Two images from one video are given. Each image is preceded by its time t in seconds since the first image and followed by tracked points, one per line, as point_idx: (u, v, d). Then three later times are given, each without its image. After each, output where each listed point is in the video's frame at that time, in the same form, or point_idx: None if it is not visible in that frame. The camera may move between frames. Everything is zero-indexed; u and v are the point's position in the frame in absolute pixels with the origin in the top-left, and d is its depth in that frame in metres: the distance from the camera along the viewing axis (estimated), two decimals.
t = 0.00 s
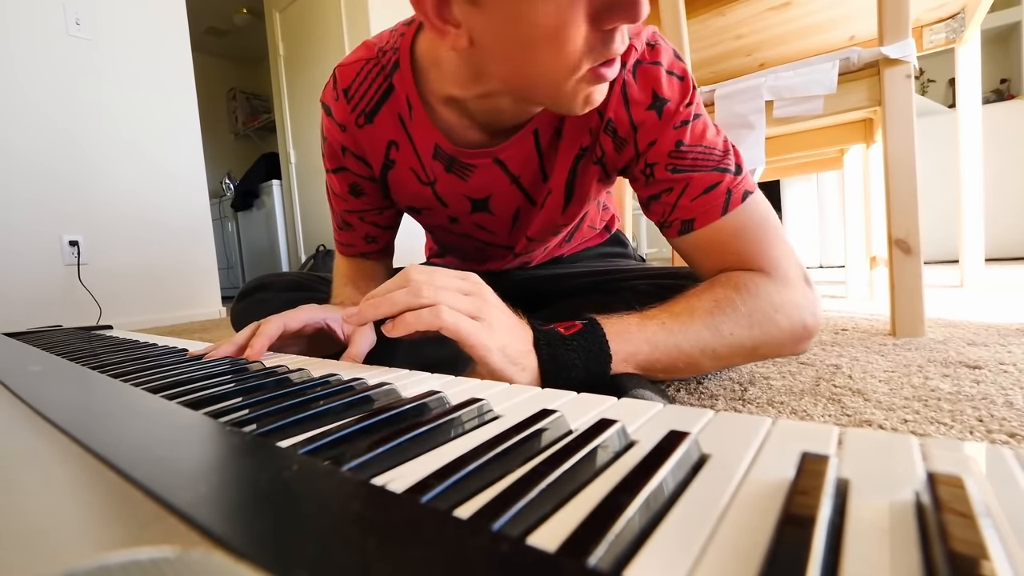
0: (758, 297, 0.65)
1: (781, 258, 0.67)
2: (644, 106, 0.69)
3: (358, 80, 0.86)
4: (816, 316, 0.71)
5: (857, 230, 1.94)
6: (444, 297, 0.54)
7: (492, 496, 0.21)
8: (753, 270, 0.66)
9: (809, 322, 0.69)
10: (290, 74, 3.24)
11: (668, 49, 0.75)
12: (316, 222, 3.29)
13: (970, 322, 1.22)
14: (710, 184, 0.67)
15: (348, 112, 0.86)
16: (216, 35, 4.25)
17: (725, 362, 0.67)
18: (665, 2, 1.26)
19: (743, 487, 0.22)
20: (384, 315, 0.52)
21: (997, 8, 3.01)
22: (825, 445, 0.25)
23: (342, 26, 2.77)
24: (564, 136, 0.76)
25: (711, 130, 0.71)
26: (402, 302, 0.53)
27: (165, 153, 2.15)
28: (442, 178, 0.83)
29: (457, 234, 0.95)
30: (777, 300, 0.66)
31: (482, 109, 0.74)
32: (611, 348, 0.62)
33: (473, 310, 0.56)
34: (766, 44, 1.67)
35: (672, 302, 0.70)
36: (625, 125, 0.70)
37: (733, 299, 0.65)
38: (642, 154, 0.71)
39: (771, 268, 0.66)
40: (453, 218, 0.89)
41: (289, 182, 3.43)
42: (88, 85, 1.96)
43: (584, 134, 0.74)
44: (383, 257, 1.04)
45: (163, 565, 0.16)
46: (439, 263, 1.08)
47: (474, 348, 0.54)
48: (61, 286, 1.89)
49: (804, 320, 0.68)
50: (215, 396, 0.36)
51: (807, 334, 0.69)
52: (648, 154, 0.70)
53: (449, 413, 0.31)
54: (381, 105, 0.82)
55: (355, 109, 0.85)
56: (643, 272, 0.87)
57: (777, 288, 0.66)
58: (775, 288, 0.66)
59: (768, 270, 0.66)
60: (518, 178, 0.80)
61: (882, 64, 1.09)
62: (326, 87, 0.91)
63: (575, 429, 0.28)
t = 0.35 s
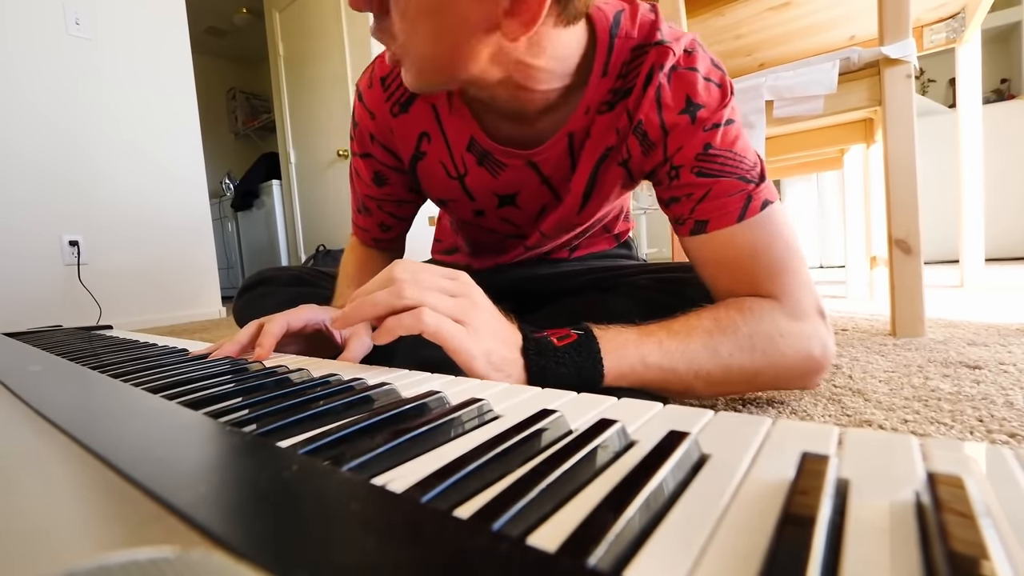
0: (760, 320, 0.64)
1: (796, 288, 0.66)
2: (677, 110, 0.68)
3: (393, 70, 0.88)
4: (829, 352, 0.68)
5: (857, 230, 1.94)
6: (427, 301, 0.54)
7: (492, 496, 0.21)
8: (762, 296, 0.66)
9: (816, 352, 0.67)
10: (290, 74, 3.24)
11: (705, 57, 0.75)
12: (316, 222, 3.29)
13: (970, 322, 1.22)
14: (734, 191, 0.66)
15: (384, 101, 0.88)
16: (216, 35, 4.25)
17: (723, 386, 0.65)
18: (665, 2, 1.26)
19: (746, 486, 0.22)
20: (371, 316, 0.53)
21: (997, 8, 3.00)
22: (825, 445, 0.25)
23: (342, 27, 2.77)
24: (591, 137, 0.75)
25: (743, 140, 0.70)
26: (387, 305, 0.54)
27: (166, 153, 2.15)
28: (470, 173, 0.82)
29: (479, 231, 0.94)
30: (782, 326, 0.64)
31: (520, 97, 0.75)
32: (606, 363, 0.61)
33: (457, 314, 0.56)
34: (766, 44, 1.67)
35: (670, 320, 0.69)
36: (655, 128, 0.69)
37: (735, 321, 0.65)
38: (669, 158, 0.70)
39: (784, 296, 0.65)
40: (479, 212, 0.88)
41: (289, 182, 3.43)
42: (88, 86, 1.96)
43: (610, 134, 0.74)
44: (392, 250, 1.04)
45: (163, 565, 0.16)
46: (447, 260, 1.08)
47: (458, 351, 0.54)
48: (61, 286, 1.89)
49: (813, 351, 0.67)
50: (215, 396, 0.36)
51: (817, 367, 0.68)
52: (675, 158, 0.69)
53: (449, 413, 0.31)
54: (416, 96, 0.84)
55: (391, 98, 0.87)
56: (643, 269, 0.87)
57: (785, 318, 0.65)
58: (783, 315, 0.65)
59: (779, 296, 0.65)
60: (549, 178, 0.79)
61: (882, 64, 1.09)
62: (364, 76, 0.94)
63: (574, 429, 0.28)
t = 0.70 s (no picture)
0: (759, 319, 0.64)
1: (790, 289, 0.66)
2: (652, 128, 0.69)
3: (367, 76, 0.87)
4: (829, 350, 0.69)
5: (857, 230, 1.94)
6: (429, 297, 0.54)
7: (493, 496, 0.21)
8: (758, 298, 0.66)
9: (818, 352, 0.67)
10: (290, 75, 3.24)
11: (676, 69, 0.75)
12: (316, 222, 3.29)
13: (970, 322, 1.22)
14: (714, 204, 0.66)
15: (356, 108, 0.87)
16: (216, 35, 4.26)
17: (727, 387, 0.65)
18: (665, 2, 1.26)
19: (742, 487, 0.22)
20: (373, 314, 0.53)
21: (998, 8, 3.00)
22: (825, 445, 0.25)
23: (342, 27, 2.77)
24: (570, 154, 0.75)
25: (721, 149, 0.70)
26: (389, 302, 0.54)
27: (166, 154, 2.15)
28: (443, 180, 0.83)
29: (459, 244, 0.94)
30: (784, 328, 0.65)
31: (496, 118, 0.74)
32: (608, 363, 0.60)
33: (458, 309, 0.56)
34: (766, 44, 1.67)
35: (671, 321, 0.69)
36: (632, 147, 0.70)
37: (734, 320, 0.65)
38: (649, 174, 0.70)
39: (780, 298, 0.66)
40: (450, 224, 0.89)
41: (289, 182, 3.43)
42: (88, 86, 1.96)
43: (588, 154, 0.74)
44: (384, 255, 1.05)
45: (163, 565, 0.16)
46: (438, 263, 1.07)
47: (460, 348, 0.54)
48: (61, 286, 1.89)
49: (812, 351, 0.67)
50: (215, 396, 0.36)
51: (818, 367, 0.68)
52: (654, 175, 0.69)
53: (449, 413, 0.31)
54: (389, 103, 0.84)
55: (363, 105, 0.86)
56: (644, 270, 0.87)
57: (784, 318, 0.65)
58: (787, 317, 0.65)
59: (779, 297, 0.66)
60: (516, 192, 0.80)
61: (882, 63, 1.09)
62: (337, 80, 0.93)
63: (575, 429, 0.28)
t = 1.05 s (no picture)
0: (777, 333, 0.64)
1: (813, 310, 0.66)
2: (661, 146, 0.68)
3: (377, 87, 0.87)
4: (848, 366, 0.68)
5: (857, 230, 1.94)
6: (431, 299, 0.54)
7: (492, 496, 0.21)
8: (779, 313, 0.66)
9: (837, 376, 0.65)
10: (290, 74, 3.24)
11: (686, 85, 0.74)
12: (316, 222, 3.28)
13: (970, 322, 1.22)
14: (724, 222, 0.66)
15: (366, 118, 0.87)
16: (216, 35, 4.25)
17: (736, 399, 0.64)
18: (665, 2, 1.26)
19: (743, 488, 0.22)
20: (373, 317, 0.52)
21: (997, 8, 3.00)
22: (825, 445, 0.25)
23: (342, 27, 2.77)
24: (579, 168, 0.75)
25: (732, 167, 0.69)
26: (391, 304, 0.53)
27: (166, 154, 2.15)
28: (453, 190, 0.83)
29: (468, 247, 0.95)
30: (800, 345, 0.64)
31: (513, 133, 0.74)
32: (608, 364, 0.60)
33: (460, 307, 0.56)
34: (766, 44, 1.67)
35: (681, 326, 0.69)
36: (640, 163, 0.69)
37: (751, 333, 0.64)
38: (659, 192, 0.70)
39: (801, 317, 0.66)
40: (460, 230, 0.90)
41: (289, 182, 3.43)
42: (88, 86, 1.96)
43: (597, 168, 0.74)
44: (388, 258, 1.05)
45: (163, 565, 0.16)
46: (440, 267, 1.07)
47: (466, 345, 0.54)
48: (61, 286, 1.89)
49: (834, 375, 0.65)
50: (215, 396, 0.36)
51: (840, 391, 0.65)
52: (663, 192, 0.69)
53: (449, 413, 0.31)
54: (399, 114, 0.83)
55: (372, 116, 0.86)
56: (644, 271, 0.87)
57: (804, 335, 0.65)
58: (805, 335, 0.65)
59: (796, 316, 0.66)
60: (529, 203, 0.80)
61: (882, 64, 1.09)
62: (347, 88, 0.93)
63: (575, 429, 0.28)
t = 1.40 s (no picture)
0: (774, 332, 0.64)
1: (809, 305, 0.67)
2: (644, 144, 0.66)
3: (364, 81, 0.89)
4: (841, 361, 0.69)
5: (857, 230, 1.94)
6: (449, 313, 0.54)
7: (492, 497, 0.21)
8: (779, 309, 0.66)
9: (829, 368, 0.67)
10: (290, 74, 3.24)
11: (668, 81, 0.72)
12: (316, 222, 3.29)
13: (970, 322, 1.22)
14: (712, 222, 0.64)
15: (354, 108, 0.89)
16: (216, 35, 4.25)
17: (733, 395, 0.65)
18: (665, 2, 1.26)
19: (741, 489, 0.22)
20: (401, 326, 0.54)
21: (997, 8, 3.00)
22: (825, 445, 0.25)
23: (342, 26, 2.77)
24: (562, 165, 0.75)
25: (722, 165, 0.67)
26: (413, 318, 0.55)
27: (166, 154, 2.15)
28: (439, 181, 0.85)
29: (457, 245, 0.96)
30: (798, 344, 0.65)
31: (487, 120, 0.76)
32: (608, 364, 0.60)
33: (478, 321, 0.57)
34: (766, 44, 1.67)
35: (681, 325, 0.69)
36: (625, 160, 0.68)
37: (747, 331, 0.64)
38: (645, 193, 0.68)
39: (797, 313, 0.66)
40: (445, 226, 0.91)
41: (289, 182, 3.43)
42: (88, 86, 1.96)
43: (581, 166, 0.73)
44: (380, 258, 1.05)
45: (163, 565, 0.16)
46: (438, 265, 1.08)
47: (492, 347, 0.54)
48: (61, 286, 1.89)
49: (828, 366, 0.67)
50: (215, 396, 0.36)
51: (834, 382, 0.68)
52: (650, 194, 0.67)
53: (449, 413, 0.31)
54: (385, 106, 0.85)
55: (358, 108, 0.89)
56: (644, 271, 0.87)
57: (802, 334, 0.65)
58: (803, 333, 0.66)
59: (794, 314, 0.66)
60: (509, 202, 0.81)
61: (882, 63, 1.09)
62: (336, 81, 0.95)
63: (575, 429, 0.28)
